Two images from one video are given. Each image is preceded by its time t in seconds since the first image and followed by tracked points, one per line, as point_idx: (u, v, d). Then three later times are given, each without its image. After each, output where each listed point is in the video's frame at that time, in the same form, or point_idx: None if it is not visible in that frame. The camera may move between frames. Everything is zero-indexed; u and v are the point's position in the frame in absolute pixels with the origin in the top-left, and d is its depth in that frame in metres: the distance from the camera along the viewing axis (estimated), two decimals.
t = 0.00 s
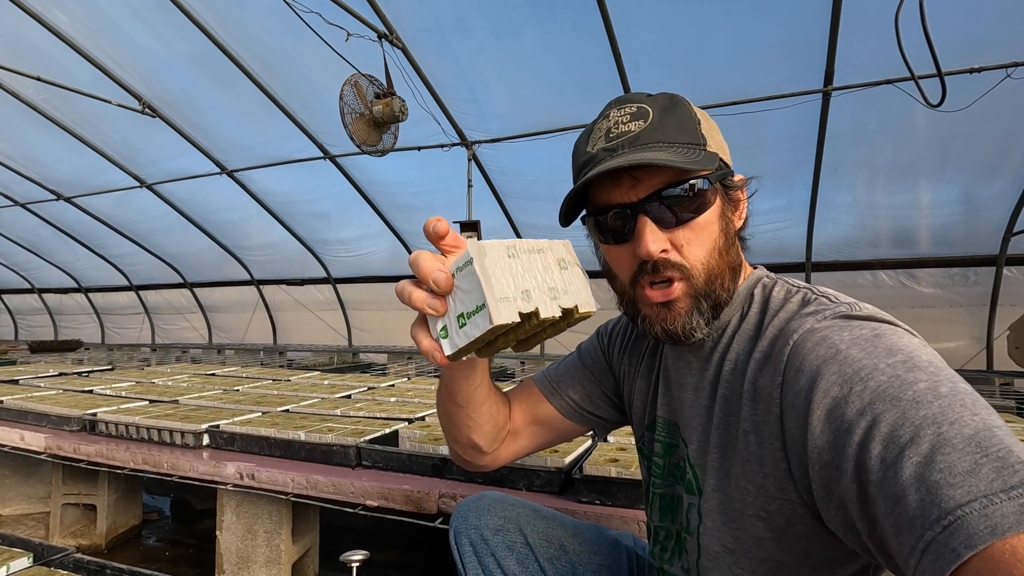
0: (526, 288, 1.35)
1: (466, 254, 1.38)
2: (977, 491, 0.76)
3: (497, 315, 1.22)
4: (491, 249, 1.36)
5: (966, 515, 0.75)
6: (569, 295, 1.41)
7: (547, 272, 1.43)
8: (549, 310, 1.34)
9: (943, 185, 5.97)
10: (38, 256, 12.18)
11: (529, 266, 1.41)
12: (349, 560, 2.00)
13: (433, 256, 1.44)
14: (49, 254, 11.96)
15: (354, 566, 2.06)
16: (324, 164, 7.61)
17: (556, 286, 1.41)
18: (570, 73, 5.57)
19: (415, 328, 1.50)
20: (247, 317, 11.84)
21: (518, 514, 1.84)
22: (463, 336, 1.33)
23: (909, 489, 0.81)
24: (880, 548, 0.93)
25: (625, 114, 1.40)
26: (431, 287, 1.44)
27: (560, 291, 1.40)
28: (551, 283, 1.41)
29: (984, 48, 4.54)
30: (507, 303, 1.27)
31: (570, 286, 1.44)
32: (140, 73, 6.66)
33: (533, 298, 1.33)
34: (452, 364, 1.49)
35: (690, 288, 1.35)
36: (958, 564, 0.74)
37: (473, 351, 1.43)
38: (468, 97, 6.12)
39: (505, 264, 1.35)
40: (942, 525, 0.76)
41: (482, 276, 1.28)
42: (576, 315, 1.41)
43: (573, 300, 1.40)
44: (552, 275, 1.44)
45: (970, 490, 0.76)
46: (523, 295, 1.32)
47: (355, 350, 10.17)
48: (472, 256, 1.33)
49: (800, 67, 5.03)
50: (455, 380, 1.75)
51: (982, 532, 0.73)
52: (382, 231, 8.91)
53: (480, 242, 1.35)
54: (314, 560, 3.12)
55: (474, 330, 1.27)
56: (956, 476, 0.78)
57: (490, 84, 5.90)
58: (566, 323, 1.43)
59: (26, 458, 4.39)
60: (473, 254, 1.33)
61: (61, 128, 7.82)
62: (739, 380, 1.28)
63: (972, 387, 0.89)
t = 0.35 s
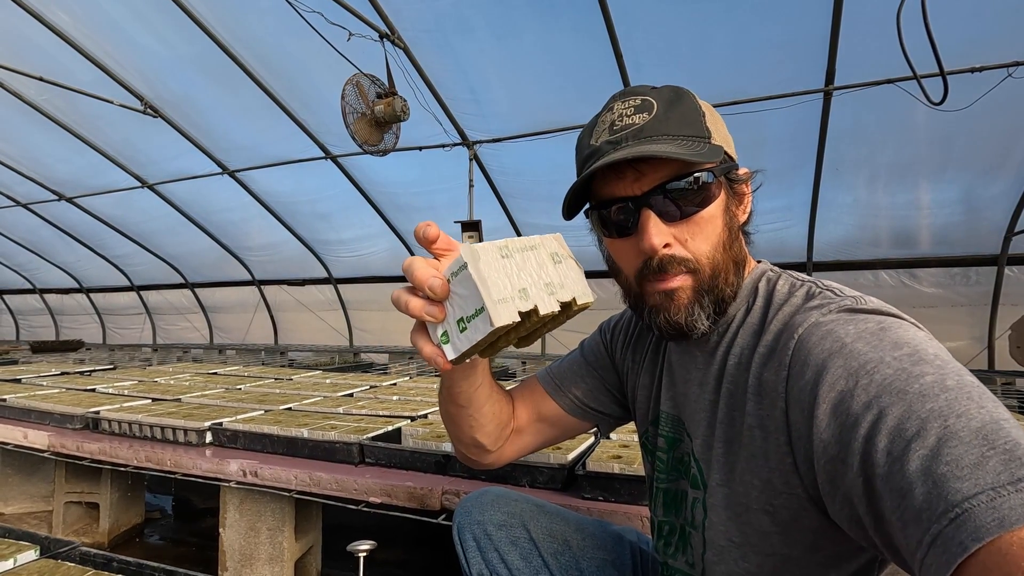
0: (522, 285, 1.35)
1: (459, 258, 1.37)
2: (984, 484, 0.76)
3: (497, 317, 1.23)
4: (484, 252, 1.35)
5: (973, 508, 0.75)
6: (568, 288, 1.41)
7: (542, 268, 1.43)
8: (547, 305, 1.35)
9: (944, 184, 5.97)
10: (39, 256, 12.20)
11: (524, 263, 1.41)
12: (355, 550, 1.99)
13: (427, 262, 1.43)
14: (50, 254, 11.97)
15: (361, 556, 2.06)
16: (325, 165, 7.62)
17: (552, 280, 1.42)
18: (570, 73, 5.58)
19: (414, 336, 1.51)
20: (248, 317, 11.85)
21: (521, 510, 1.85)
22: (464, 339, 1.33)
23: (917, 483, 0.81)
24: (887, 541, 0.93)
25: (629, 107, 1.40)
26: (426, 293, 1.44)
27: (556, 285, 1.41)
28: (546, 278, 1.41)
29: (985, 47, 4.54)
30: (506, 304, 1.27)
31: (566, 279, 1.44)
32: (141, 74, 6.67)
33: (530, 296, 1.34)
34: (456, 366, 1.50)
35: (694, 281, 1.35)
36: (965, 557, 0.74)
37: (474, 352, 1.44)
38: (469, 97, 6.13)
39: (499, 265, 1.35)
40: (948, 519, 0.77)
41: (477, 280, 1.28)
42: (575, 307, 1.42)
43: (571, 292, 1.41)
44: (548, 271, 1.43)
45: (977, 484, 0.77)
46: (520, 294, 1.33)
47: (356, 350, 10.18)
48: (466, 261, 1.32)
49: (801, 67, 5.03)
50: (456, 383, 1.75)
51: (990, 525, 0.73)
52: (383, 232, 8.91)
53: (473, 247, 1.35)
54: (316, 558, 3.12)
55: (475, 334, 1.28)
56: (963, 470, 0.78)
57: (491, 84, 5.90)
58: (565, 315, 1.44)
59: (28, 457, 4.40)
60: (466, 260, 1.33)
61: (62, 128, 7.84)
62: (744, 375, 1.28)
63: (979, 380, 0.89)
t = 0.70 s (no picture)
0: (518, 289, 1.34)
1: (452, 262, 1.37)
2: (998, 491, 0.75)
3: (491, 321, 1.22)
4: (478, 256, 1.35)
5: (987, 516, 0.74)
6: (564, 290, 1.38)
7: (537, 270, 1.41)
8: (543, 309, 1.33)
9: (947, 185, 5.96)
10: (41, 258, 12.22)
11: (519, 265, 1.39)
12: (360, 557, 1.99)
13: (421, 264, 1.43)
14: (53, 255, 12.00)
15: (364, 562, 2.05)
16: (327, 166, 7.63)
17: (548, 283, 1.39)
18: (572, 74, 5.58)
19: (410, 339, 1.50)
20: (250, 318, 11.87)
21: (524, 514, 1.84)
22: (460, 344, 1.33)
23: (929, 489, 0.81)
24: (896, 547, 0.92)
25: (637, 110, 1.40)
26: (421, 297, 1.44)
27: (552, 287, 1.38)
28: (541, 279, 1.38)
29: (988, 48, 4.53)
30: (501, 309, 1.26)
31: (563, 280, 1.40)
32: (143, 75, 6.68)
33: (525, 299, 1.32)
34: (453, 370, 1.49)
35: (700, 286, 1.35)
36: (979, 565, 0.73)
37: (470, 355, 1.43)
38: (471, 98, 6.13)
39: (493, 268, 1.35)
40: (961, 526, 0.76)
41: (470, 284, 1.27)
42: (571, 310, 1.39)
43: (567, 295, 1.38)
44: (544, 273, 1.41)
45: (991, 491, 0.76)
46: (515, 297, 1.31)
47: (358, 351, 10.18)
48: (460, 265, 1.32)
49: (804, 68, 5.02)
50: (457, 386, 1.74)
51: (1005, 533, 0.72)
52: (385, 232, 8.92)
53: (466, 250, 1.35)
54: (318, 561, 3.12)
55: (469, 337, 1.27)
56: (976, 477, 0.78)
57: (493, 85, 5.90)
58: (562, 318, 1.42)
59: (31, 459, 4.40)
60: (460, 263, 1.33)
61: (64, 129, 7.85)
62: (750, 378, 1.28)
63: (991, 386, 0.89)
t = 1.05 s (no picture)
0: (508, 270, 1.33)
1: (442, 245, 1.38)
2: (999, 491, 0.75)
3: (482, 302, 1.21)
4: (467, 238, 1.36)
5: (988, 515, 0.74)
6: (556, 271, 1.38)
7: (527, 251, 1.41)
8: (535, 289, 1.32)
9: (949, 186, 5.94)
10: (43, 259, 12.25)
11: (508, 247, 1.40)
12: (361, 558, 1.98)
13: (411, 251, 1.44)
14: (55, 257, 12.03)
15: (366, 563, 2.04)
16: (328, 167, 7.64)
17: (539, 263, 1.39)
18: (573, 75, 5.57)
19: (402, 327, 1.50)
20: (251, 319, 11.89)
21: (524, 516, 1.84)
22: (452, 329, 1.31)
23: (929, 489, 0.80)
24: (896, 547, 0.92)
25: (639, 111, 1.40)
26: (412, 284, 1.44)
27: (543, 268, 1.38)
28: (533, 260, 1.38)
29: (990, 48, 4.52)
30: (491, 289, 1.25)
31: (553, 262, 1.42)
32: (145, 76, 6.69)
33: (517, 280, 1.32)
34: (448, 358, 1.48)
35: (701, 285, 1.34)
36: (979, 565, 0.73)
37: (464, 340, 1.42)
38: (472, 100, 6.14)
39: (482, 250, 1.35)
40: (962, 526, 0.75)
41: (460, 264, 1.27)
42: (563, 290, 1.39)
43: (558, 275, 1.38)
44: (534, 254, 1.41)
45: (992, 490, 0.75)
46: (505, 278, 1.31)
47: (359, 352, 10.19)
48: (449, 247, 1.33)
49: (805, 68, 5.02)
50: (452, 379, 1.75)
51: (1004, 533, 0.72)
52: (386, 234, 8.93)
53: (455, 233, 1.37)
54: (319, 561, 3.11)
55: (461, 320, 1.26)
56: (976, 477, 0.77)
57: (494, 86, 5.91)
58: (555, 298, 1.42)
59: (33, 459, 4.40)
60: (449, 246, 1.33)
61: (66, 131, 7.87)
62: (750, 378, 1.27)
63: (992, 385, 0.88)
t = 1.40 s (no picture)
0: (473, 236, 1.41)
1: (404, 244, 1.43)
2: (988, 490, 0.76)
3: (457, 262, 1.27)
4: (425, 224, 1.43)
5: (977, 514, 0.74)
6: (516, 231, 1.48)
7: (488, 221, 1.50)
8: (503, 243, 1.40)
9: (949, 187, 5.94)
10: (45, 260, 12.27)
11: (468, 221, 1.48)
12: (359, 556, 1.99)
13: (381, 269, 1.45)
14: (56, 258, 12.06)
15: (365, 562, 2.05)
16: (329, 168, 7.65)
17: (502, 227, 1.49)
18: (573, 76, 5.59)
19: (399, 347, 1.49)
20: (252, 320, 11.91)
21: (521, 516, 1.84)
22: (445, 314, 1.32)
23: (919, 489, 0.81)
24: (887, 547, 0.92)
25: (632, 112, 1.41)
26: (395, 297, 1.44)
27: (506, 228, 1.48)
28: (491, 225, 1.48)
29: (989, 49, 4.52)
30: (463, 251, 1.32)
31: (514, 224, 1.51)
32: (146, 78, 6.71)
33: (484, 241, 1.39)
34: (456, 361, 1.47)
35: (692, 287, 1.35)
36: (967, 564, 0.74)
37: (464, 331, 1.43)
38: (472, 101, 6.15)
39: (442, 228, 1.42)
40: (951, 525, 0.76)
41: (424, 242, 1.34)
42: (534, 241, 1.49)
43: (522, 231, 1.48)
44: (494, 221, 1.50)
45: (981, 489, 0.76)
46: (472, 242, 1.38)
47: (360, 353, 10.20)
48: (410, 235, 1.38)
49: (804, 70, 5.03)
50: (456, 394, 1.76)
51: (994, 531, 0.73)
52: (386, 235, 8.94)
53: (410, 222, 1.42)
54: (319, 562, 3.12)
55: (446, 290, 1.30)
56: (965, 476, 0.78)
57: (494, 88, 5.92)
58: (529, 254, 1.50)
59: (34, 460, 4.41)
60: (410, 233, 1.38)
61: (68, 132, 7.89)
62: (744, 379, 1.28)
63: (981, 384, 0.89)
